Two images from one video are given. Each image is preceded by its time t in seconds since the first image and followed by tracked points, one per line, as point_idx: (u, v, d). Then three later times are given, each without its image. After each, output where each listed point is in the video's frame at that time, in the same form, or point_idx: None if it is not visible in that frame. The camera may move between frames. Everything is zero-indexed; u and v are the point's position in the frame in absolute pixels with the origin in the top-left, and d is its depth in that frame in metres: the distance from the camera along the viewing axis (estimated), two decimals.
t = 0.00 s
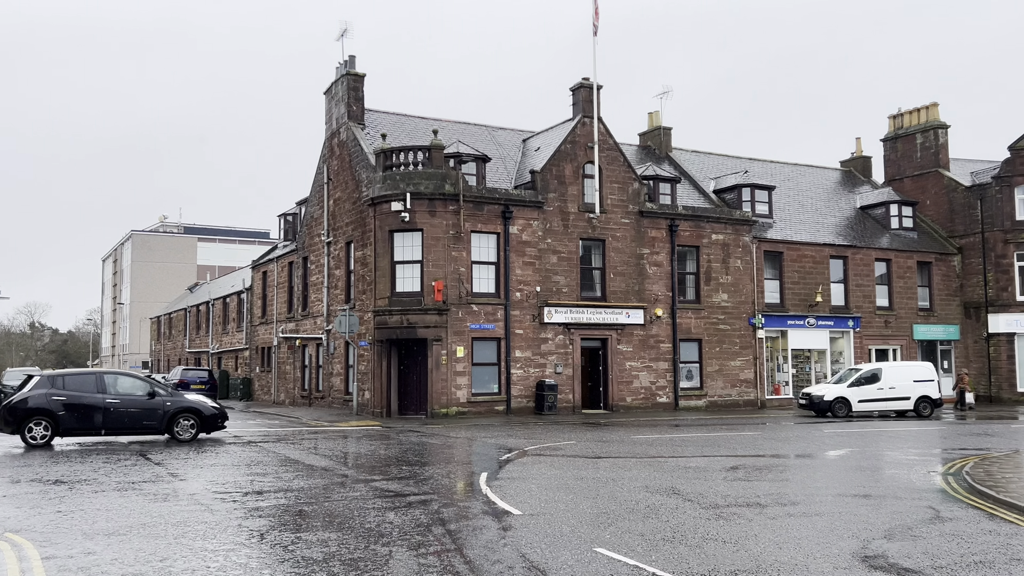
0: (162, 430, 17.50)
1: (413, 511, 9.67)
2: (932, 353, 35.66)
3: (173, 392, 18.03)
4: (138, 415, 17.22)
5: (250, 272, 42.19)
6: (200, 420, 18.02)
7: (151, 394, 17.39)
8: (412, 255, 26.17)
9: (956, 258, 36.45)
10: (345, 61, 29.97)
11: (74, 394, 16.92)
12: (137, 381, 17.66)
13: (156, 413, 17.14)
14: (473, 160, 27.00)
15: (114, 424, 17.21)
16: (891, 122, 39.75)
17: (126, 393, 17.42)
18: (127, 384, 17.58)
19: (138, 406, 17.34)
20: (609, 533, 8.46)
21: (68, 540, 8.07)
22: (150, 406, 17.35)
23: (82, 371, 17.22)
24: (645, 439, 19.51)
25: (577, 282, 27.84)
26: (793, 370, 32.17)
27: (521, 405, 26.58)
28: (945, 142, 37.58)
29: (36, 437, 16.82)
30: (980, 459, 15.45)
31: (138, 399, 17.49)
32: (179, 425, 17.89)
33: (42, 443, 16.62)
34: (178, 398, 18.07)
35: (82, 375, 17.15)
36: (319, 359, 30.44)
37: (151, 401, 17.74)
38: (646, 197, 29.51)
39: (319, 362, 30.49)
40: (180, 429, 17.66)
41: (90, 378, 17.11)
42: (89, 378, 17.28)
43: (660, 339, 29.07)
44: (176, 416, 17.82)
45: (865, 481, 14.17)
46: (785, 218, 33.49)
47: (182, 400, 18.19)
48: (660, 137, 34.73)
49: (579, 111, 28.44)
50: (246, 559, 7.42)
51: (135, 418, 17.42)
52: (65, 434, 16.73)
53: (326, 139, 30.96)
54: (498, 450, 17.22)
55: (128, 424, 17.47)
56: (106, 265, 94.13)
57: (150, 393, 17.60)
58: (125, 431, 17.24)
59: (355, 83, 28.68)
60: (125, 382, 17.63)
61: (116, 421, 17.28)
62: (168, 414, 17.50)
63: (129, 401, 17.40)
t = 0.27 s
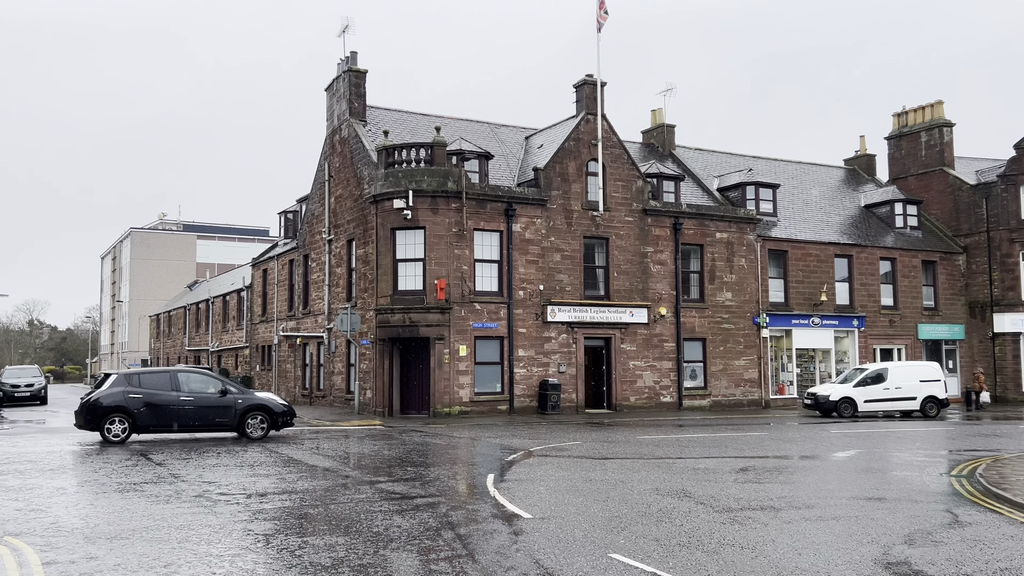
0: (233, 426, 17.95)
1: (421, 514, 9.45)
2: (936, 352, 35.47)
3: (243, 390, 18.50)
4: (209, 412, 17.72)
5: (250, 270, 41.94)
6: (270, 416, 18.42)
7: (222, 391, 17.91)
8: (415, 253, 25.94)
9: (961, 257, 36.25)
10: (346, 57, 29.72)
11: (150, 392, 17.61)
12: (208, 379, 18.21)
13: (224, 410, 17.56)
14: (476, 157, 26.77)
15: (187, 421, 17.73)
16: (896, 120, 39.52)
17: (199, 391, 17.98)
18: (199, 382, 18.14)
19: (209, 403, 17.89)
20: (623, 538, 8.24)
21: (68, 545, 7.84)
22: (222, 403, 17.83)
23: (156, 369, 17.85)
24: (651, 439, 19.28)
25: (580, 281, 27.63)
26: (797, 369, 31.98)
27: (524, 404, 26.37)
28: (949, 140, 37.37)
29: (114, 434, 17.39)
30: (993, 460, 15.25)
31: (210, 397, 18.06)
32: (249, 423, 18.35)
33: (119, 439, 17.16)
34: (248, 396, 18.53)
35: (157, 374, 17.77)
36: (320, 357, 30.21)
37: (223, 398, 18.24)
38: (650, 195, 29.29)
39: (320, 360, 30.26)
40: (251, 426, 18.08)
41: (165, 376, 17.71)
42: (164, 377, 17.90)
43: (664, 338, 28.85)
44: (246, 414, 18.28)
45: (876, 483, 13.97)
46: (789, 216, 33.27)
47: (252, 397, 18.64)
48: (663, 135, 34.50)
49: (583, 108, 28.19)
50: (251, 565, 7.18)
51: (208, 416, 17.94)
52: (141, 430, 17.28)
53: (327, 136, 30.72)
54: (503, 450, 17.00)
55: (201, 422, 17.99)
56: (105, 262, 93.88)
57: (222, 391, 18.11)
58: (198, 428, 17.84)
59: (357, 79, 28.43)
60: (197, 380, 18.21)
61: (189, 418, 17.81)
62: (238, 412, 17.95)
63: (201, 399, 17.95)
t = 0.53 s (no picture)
0: (316, 423, 18.19)
1: (435, 514, 9.25)
2: (944, 351, 35.25)
3: (324, 387, 18.75)
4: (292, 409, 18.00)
5: (254, 266, 41.77)
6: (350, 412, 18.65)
7: (303, 389, 18.13)
8: (421, 250, 25.74)
9: (969, 255, 36.02)
10: (352, 53, 29.51)
11: (235, 389, 17.93)
12: (290, 376, 18.47)
13: (306, 408, 17.80)
14: (482, 153, 26.57)
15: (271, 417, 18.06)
16: (903, 117, 39.27)
17: (283, 388, 18.26)
18: (282, 379, 18.41)
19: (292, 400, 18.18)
20: (643, 540, 8.06)
21: (76, 546, 7.65)
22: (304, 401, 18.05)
23: (242, 367, 18.18)
24: (661, 438, 19.08)
25: (587, 278, 27.42)
26: (804, 368, 31.83)
27: (531, 402, 26.18)
28: (958, 138, 37.12)
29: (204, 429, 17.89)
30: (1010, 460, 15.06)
31: (292, 393, 18.34)
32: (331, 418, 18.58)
33: (208, 435, 17.64)
34: (329, 393, 18.80)
35: (242, 371, 18.11)
36: (325, 355, 30.04)
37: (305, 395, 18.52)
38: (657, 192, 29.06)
39: (325, 358, 30.10)
40: (333, 423, 18.30)
41: (249, 374, 18.03)
42: (249, 374, 18.23)
43: (671, 336, 28.65)
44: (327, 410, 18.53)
45: (891, 482, 13.78)
46: (796, 214, 33.05)
47: (333, 394, 18.89)
48: (670, 131, 34.27)
49: (590, 104, 27.98)
50: (264, 567, 6.99)
51: (292, 412, 18.23)
52: (229, 427, 17.70)
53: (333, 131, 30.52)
54: (512, 449, 16.81)
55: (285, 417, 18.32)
56: (108, 259, 93.74)
57: (304, 387, 18.39)
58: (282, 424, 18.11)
59: (363, 74, 28.23)
60: (279, 377, 18.51)
61: (273, 415, 18.15)
62: (320, 409, 18.13)
63: (284, 396, 18.22)
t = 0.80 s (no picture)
0: (400, 420, 18.63)
1: (448, 517, 9.05)
2: (951, 351, 35.00)
3: (406, 386, 19.23)
4: (376, 407, 18.49)
5: (257, 264, 41.58)
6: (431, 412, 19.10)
7: (386, 388, 18.60)
8: (426, 248, 25.54)
9: (977, 254, 35.78)
10: (356, 49, 29.30)
11: (322, 387, 18.51)
12: (374, 375, 18.97)
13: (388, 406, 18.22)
14: (488, 150, 26.36)
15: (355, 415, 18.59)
16: (910, 115, 39.01)
17: (367, 386, 18.79)
18: (367, 378, 18.95)
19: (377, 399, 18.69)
20: (664, 545, 7.87)
21: (82, 549, 7.46)
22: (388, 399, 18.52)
23: (329, 366, 18.75)
24: (669, 438, 18.86)
25: (593, 277, 27.20)
26: (811, 368, 31.63)
27: (537, 402, 25.98)
28: (966, 136, 36.87)
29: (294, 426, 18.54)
30: None
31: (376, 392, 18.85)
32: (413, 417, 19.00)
33: (298, 431, 18.26)
34: (411, 392, 19.28)
35: (329, 370, 18.72)
36: (329, 353, 29.86)
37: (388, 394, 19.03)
38: (664, 190, 28.84)
39: (328, 356, 29.90)
40: (415, 421, 18.70)
41: (336, 373, 18.60)
42: (335, 373, 18.80)
43: (678, 335, 28.43)
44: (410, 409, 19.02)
45: (909, 484, 13.56)
46: (803, 212, 32.82)
47: (415, 393, 19.37)
48: (676, 129, 34.04)
49: (597, 101, 27.75)
50: (276, 572, 6.79)
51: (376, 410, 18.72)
52: (318, 424, 18.28)
53: (337, 129, 30.31)
54: (520, 449, 16.60)
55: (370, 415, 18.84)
56: (110, 257, 93.60)
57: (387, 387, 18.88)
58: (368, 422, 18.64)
59: (368, 71, 28.02)
60: (364, 376, 19.03)
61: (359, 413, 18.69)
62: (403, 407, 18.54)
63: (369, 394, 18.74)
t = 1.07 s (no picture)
0: (484, 419, 19.14)
1: (458, 520, 8.81)
2: (957, 349, 34.77)
3: (487, 386, 19.76)
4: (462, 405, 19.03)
5: (258, 264, 41.33)
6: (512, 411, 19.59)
7: (471, 386, 19.17)
8: (430, 246, 25.31)
9: (983, 252, 35.52)
10: (358, 46, 29.05)
11: (410, 387, 19.12)
12: (458, 375, 19.57)
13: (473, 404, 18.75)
14: (491, 147, 26.11)
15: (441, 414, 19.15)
16: (915, 112, 38.75)
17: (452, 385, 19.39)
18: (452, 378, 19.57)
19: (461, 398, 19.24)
20: (682, 549, 7.63)
21: (82, 554, 7.22)
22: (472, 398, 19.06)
23: (415, 367, 19.38)
24: (676, 438, 18.59)
25: (598, 275, 26.95)
26: (817, 367, 31.38)
27: (541, 402, 25.72)
28: (971, 133, 36.61)
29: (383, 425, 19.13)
30: None
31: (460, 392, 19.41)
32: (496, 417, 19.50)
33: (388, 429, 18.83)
34: (492, 392, 19.81)
35: (416, 370, 19.36)
36: (331, 353, 29.62)
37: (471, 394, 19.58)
38: (668, 187, 28.59)
39: (331, 356, 29.66)
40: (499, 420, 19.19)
41: (422, 373, 19.20)
42: (421, 373, 19.42)
43: (683, 334, 28.18)
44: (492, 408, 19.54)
45: (925, 483, 13.30)
46: (809, 210, 32.56)
47: (496, 393, 19.91)
48: (680, 126, 33.79)
49: (602, 97, 27.49)
50: None
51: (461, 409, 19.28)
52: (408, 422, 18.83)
53: (339, 126, 30.06)
54: (526, 449, 16.34)
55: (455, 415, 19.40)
56: (110, 257, 93.37)
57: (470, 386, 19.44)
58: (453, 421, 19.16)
59: (371, 68, 27.78)
60: (448, 376, 19.62)
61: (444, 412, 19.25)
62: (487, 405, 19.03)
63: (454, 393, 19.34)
